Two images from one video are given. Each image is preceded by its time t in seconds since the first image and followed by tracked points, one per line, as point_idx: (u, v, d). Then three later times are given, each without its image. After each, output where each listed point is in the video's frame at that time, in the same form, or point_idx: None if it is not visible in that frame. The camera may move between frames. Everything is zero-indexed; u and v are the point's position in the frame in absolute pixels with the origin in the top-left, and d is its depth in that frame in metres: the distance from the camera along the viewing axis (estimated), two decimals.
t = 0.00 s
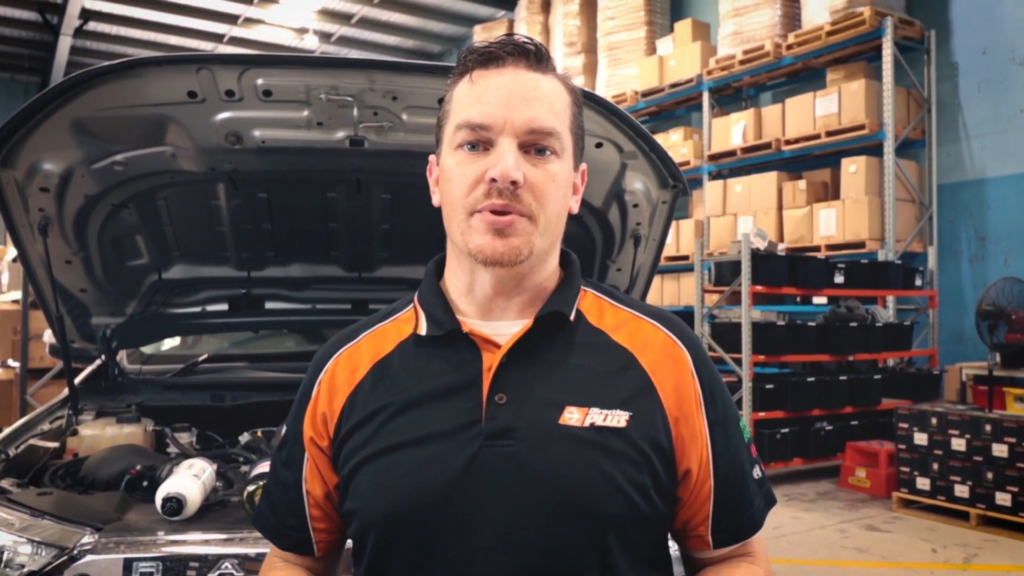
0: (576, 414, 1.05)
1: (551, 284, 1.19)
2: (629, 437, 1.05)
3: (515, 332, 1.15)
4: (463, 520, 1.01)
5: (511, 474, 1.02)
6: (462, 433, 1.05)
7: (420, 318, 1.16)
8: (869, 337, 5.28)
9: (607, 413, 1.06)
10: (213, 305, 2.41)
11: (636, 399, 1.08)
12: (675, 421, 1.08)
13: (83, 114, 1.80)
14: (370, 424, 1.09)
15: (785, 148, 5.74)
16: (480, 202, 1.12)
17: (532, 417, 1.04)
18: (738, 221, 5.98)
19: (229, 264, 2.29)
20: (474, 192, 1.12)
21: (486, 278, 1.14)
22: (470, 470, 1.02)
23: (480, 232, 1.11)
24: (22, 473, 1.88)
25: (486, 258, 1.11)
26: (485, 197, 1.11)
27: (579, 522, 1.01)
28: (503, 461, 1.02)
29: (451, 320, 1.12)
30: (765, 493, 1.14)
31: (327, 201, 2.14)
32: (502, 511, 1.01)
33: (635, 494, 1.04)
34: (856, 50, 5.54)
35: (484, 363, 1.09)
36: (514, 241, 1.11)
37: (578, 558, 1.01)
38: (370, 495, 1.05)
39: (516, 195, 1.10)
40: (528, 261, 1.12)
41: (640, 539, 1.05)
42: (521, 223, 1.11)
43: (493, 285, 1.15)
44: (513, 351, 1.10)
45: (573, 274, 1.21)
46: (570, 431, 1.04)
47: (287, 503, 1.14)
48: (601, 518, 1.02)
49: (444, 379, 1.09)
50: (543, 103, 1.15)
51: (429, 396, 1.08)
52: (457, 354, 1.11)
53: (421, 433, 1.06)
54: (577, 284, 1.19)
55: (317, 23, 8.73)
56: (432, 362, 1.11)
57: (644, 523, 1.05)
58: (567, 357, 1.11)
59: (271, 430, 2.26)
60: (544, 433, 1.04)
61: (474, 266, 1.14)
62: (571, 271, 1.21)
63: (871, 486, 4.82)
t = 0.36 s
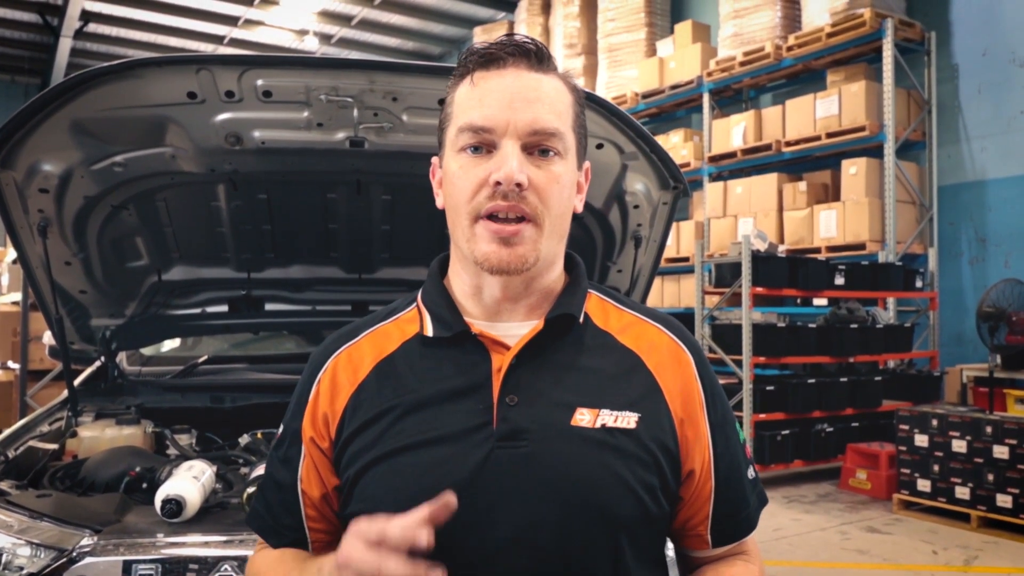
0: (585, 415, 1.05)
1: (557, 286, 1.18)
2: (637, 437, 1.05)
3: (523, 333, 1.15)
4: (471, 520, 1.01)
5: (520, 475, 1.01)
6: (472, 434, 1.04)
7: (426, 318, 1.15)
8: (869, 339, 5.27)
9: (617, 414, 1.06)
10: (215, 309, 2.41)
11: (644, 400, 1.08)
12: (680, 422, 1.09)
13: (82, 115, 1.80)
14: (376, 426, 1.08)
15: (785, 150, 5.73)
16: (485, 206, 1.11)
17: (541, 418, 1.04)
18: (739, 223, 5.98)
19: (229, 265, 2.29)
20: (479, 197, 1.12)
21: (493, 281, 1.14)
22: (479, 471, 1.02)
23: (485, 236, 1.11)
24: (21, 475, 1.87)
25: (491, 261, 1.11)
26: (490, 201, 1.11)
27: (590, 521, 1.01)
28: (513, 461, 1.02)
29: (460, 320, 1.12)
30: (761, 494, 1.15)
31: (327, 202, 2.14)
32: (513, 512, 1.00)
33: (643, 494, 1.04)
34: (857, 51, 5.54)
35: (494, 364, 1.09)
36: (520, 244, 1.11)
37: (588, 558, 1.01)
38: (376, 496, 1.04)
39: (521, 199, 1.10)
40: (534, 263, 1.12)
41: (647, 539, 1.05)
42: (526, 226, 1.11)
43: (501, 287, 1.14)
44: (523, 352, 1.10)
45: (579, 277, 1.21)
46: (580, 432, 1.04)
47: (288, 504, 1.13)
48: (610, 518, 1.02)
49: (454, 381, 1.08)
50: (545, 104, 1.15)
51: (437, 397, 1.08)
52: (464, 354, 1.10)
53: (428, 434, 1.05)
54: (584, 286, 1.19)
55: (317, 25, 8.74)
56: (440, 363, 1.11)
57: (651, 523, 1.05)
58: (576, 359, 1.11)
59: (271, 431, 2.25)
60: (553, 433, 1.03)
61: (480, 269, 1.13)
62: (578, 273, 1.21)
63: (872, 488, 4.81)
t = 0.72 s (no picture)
0: (594, 418, 1.05)
1: (564, 288, 1.18)
2: (646, 441, 1.05)
3: (531, 337, 1.14)
4: (481, 524, 1.00)
5: (529, 478, 1.01)
6: (481, 437, 1.04)
7: (433, 321, 1.14)
8: (871, 341, 5.26)
9: (626, 417, 1.05)
10: (218, 311, 2.41)
11: (652, 403, 1.07)
12: (687, 426, 1.09)
13: (84, 116, 1.79)
14: (386, 429, 1.08)
15: (787, 151, 5.73)
16: (488, 210, 1.11)
17: (550, 420, 1.04)
18: (740, 224, 5.98)
19: (232, 266, 2.28)
20: (483, 201, 1.11)
21: (499, 283, 1.13)
22: (490, 474, 1.01)
23: (491, 239, 1.10)
24: (22, 476, 1.86)
25: (497, 265, 1.10)
26: (493, 205, 1.10)
27: (598, 525, 1.01)
28: (523, 465, 1.01)
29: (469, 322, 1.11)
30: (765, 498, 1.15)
31: (330, 203, 2.13)
32: (523, 516, 1.00)
33: (651, 497, 1.04)
34: (858, 53, 5.53)
35: (503, 367, 1.09)
36: (525, 247, 1.10)
37: (595, 561, 1.00)
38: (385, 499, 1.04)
39: (524, 202, 1.10)
40: (540, 265, 1.11)
41: (654, 542, 1.05)
42: (531, 228, 1.10)
43: (507, 289, 1.14)
44: (531, 355, 1.09)
45: (586, 279, 1.20)
46: (589, 436, 1.04)
47: (295, 507, 1.12)
48: (618, 521, 1.01)
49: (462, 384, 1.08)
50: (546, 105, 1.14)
51: (445, 400, 1.07)
52: (473, 358, 1.10)
53: (438, 438, 1.05)
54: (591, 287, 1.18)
55: (318, 26, 8.74)
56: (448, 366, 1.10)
57: (658, 526, 1.05)
58: (584, 362, 1.10)
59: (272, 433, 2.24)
60: (561, 437, 1.03)
61: (486, 272, 1.13)
62: (584, 276, 1.21)
63: (874, 490, 4.80)
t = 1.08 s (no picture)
0: (597, 422, 1.05)
1: (568, 291, 1.17)
2: (650, 445, 1.05)
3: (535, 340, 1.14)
4: (484, 528, 1.00)
5: (532, 481, 1.01)
6: (484, 441, 1.04)
7: (436, 324, 1.14)
8: (875, 341, 5.25)
9: (629, 421, 1.05)
10: (221, 312, 2.42)
11: (655, 407, 1.07)
12: (692, 430, 1.09)
13: (86, 117, 1.79)
14: (388, 432, 1.08)
15: (789, 151, 5.72)
16: (490, 218, 1.11)
17: (553, 424, 1.04)
18: (743, 224, 5.98)
19: (234, 268, 2.28)
20: (484, 209, 1.11)
21: (502, 288, 1.13)
22: (492, 478, 1.01)
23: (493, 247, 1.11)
24: (25, 478, 1.87)
25: (499, 271, 1.11)
26: (495, 213, 1.11)
27: (601, 529, 1.01)
28: (525, 469, 1.01)
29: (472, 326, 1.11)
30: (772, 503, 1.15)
31: (332, 204, 2.13)
32: (525, 520, 1.00)
33: (654, 501, 1.04)
34: (861, 53, 5.52)
35: (506, 370, 1.08)
36: (528, 254, 1.11)
37: (598, 565, 1.01)
38: (387, 503, 1.04)
39: (526, 210, 1.10)
40: (543, 271, 1.12)
41: (658, 545, 1.05)
42: (533, 236, 1.11)
43: (510, 294, 1.14)
44: (535, 359, 1.09)
45: (590, 282, 1.20)
46: (592, 439, 1.04)
47: (298, 509, 1.12)
48: (621, 525, 1.01)
49: (465, 388, 1.08)
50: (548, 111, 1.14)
51: (449, 404, 1.07)
52: (476, 361, 1.10)
53: (440, 441, 1.05)
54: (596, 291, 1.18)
55: (320, 27, 8.74)
56: (450, 370, 1.10)
57: (662, 531, 1.04)
58: (587, 365, 1.10)
59: (274, 434, 2.24)
60: (564, 441, 1.03)
61: (489, 278, 1.13)
62: (588, 280, 1.20)
63: (877, 491, 4.79)
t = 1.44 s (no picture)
0: (601, 423, 1.05)
1: (573, 292, 1.17)
2: (655, 447, 1.04)
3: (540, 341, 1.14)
4: (489, 530, 1.00)
5: (537, 483, 1.01)
6: (488, 442, 1.04)
7: (442, 325, 1.13)
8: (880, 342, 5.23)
9: (633, 423, 1.05)
10: (226, 311, 2.42)
11: (661, 408, 1.07)
12: (700, 430, 1.08)
13: (94, 118, 1.80)
14: (395, 433, 1.08)
15: (794, 152, 5.71)
16: (495, 218, 1.11)
17: (557, 425, 1.04)
18: (747, 225, 5.97)
19: (240, 267, 2.28)
20: (488, 210, 1.12)
21: (506, 288, 1.13)
22: (497, 479, 1.01)
23: (497, 248, 1.11)
24: (33, 477, 1.87)
25: (503, 272, 1.11)
26: (499, 214, 1.11)
27: (607, 530, 1.01)
28: (530, 470, 1.01)
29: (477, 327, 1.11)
30: (783, 503, 1.14)
31: (338, 204, 2.13)
32: (530, 521, 1.00)
33: (660, 503, 1.03)
34: (866, 53, 5.51)
35: (510, 371, 1.08)
36: (533, 255, 1.11)
37: (604, 566, 1.01)
38: (393, 504, 1.04)
39: (531, 212, 1.10)
40: (547, 273, 1.12)
41: (665, 547, 1.05)
42: (538, 237, 1.11)
43: (515, 294, 1.14)
44: (539, 360, 1.08)
45: (596, 281, 1.20)
46: (595, 441, 1.04)
47: (306, 510, 1.13)
48: (626, 527, 1.01)
49: (469, 389, 1.08)
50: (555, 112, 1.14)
51: (454, 405, 1.07)
52: (480, 362, 1.09)
53: (446, 443, 1.05)
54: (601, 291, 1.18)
55: (325, 27, 8.75)
56: (455, 371, 1.10)
57: (669, 532, 1.04)
58: (592, 366, 1.10)
59: (280, 434, 2.24)
60: (569, 443, 1.03)
61: (493, 278, 1.13)
62: (594, 279, 1.20)
63: (882, 492, 4.78)
